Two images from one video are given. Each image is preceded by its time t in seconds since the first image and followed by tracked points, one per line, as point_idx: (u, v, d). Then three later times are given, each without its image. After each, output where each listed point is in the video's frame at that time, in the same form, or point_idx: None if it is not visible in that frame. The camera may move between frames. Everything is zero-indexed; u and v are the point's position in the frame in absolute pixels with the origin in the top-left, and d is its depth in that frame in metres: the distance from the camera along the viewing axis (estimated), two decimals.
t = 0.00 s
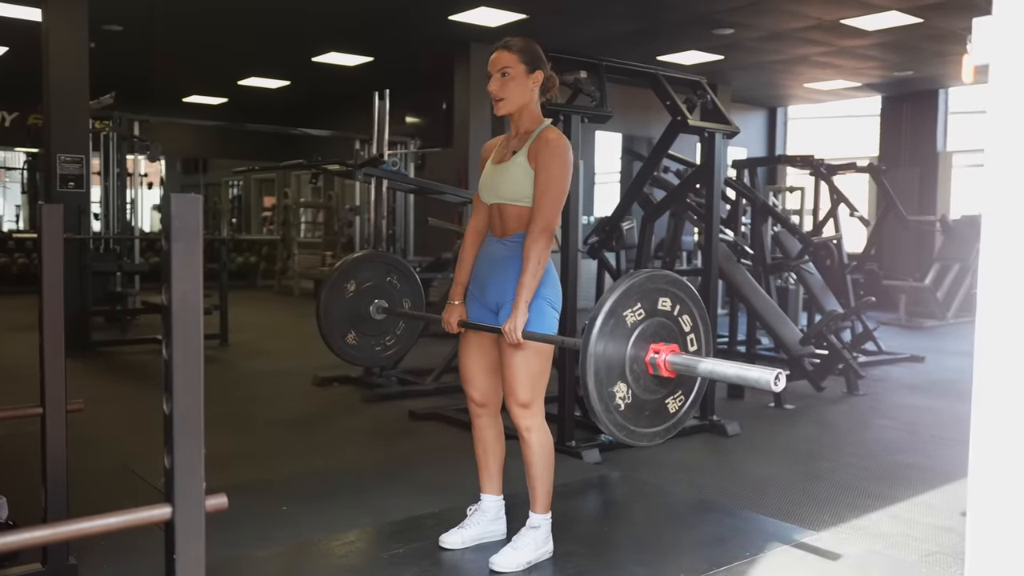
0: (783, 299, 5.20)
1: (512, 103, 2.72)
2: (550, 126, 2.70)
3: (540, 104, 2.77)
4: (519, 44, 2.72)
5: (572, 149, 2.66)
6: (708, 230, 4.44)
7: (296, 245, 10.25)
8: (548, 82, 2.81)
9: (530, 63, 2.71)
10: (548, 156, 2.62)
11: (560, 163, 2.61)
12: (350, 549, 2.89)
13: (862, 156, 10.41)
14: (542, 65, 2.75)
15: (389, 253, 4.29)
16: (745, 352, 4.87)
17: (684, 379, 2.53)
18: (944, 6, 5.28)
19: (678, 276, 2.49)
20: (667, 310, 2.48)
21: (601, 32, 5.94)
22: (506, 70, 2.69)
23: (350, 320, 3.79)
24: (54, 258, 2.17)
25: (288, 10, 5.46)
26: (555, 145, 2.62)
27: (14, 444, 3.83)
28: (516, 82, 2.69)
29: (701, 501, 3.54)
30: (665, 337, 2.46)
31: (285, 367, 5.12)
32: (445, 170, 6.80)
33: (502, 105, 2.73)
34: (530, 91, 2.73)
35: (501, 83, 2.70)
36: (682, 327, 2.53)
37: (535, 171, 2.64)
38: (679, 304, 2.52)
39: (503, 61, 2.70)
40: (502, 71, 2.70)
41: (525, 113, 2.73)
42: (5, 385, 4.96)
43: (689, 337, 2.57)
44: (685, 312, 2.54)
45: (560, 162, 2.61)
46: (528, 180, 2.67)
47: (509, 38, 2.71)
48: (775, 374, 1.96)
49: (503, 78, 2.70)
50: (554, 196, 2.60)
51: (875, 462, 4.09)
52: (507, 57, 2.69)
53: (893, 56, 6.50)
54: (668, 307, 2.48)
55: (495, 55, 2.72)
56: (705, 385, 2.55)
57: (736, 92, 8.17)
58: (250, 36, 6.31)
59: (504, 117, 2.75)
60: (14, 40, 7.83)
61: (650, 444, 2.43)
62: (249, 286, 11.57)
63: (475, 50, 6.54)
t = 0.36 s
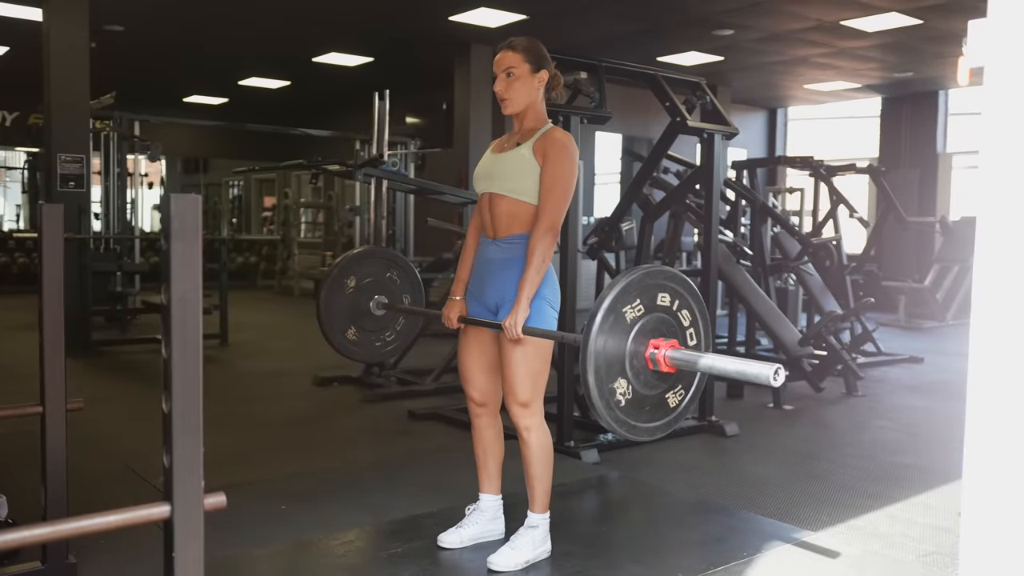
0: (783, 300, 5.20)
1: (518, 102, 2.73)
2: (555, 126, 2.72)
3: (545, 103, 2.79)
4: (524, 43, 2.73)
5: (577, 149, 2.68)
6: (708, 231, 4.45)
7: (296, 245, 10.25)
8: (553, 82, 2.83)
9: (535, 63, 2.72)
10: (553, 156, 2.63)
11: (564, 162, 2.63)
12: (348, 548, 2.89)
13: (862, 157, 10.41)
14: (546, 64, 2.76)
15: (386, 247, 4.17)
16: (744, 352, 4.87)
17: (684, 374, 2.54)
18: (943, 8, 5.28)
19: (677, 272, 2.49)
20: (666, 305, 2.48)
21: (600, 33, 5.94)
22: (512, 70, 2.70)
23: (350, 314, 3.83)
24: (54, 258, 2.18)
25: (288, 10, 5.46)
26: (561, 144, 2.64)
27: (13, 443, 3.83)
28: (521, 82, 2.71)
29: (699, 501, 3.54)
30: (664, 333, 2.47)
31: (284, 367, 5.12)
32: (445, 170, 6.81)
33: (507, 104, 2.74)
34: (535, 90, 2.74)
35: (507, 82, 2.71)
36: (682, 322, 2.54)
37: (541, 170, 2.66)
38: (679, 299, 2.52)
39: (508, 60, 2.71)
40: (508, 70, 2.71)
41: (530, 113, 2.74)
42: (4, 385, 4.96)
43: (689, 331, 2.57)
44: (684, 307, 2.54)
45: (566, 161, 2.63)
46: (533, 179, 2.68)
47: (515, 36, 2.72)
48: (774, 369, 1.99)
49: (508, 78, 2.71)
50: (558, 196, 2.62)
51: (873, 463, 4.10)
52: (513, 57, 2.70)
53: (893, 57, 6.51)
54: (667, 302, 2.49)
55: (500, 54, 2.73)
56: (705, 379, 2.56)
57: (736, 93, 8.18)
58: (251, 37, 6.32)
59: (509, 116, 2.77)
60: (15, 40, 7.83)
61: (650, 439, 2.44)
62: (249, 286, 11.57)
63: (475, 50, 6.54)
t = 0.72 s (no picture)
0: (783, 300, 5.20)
1: (518, 104, 2.74)
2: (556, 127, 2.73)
3: (545, 104, 2.79)
4: (523, 45, 2.72)
5: (577, 150, 2.69)
6: (708, 231, 4.46)
7: (297, 245, 10.26)
8: (553, 82, 2.83)
9: (534, 65, 2.72)
10: (554, 158, 2.65)
11: (565, 164, 2.64)
12: (348, 547, 2.90)
13: (862, 158, 10.41)
14: (545, 64, 2.76)
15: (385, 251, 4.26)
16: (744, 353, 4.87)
17: (685, 376, 2.55)
18: (943, 8, 5.29)
19: (677, 274, 2.50)
20: (666, 308, 2.49)
21: (601, 33, 5.95)
22: (512, 73, 2.70)
23: (351, 317, 3.81)
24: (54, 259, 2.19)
25: (289, 10, 5.46)
26: (561, 146, 2.65)
27: (14, 442, 3.84)
28: (521, 84, 2.71)
29: (699, 501, 3.55)
30: (665, 336, 2.48)
31: (285, 367, 5.13)
32: (445, 170, 6.81)
33: (508, 107, 2.75)
34: (535, 93, 2.75)
35: (506, 85, 2.72)
36: (682, 324, 2.54)
37: (541, 172, 2.67)
38: (679, 301, 2.53)
39: (507, 63, 2.70)
40: (507, 73, 2.71)
41: (531, 114, 2.75)
42: (5, 384, 4.96)
43: (689, 334, 2.58)
44: (684, 309, 2.54)
45: (567, 163, 2.64)
46: (533, 181, 2.69)
47: (513, 38, 2.72)
48: (775, 373, 2.00)
49: (508, 81, 2.71)
50: (559, 198, 2.63)
51: (873, 464, 4.10)
52: (511, 59, 2.70)
53: (893, 58, 6.51)
54: (668, 305, 2.49)
55: (498, 57, 2.72)
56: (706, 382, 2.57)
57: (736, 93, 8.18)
58: (251, 37, 6.32)
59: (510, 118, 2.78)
60: (16, 40, 7.84)
61: (652, 442, 2.45)
62: (250, 286, 11.56)
63: (475, 51, 6.55)
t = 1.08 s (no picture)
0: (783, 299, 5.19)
1: (521, 105, 2.75)
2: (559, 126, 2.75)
3: (547, 103, 2.80)
4: (524, 45, 2.72)
5: (581, 149, 2.71)
6: (708, 229, 4.46)
7: (297, 242, 10.26)
8: (554, 81, 2.84)
9: (536, 65, 2.72)
10: (558, 157, 2.67)
11: (569, 163, 2.66)
12: (347, 545, 2.90)
13: (862, 157, 10.41)
14: (546, 64, 2.76)
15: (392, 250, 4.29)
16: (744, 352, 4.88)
17: (689, 371, 2.56)
18: (944, 7, 5.28)
19: (679, 270, 2.50)
20: (669, 304, 2.50)
21: (602, 31, 5.94)
22: (514, 74, 2.70)
23: (357, 316, 3.88)
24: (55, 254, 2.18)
25: (289, 8, 5.45)
26: (566, 145, 2.67)
27: (14, 438, 3.84)
28: (523, 86, 2.71)
29: (698, 499, 3.55)
30: (667, 331, 2.49)
31: (284, 364, 5.12)
32: (446, 168, 6.80)
33: (511, 108, 2.76)
34: (538, 92, 2.76)
35: (509, 86, 2.72)
36: (685, 319, 2.55)
37: (545, 170, 2.69)
38: (681, 297, 2.53)
39: (509, 64, 2.70)
40: (509, 74, 2.71)
41: (534, 115, 2.76)
42: (5, 381, 4.96)
43: (692, 328, 2.58)
44: (687, 304, 2.55)
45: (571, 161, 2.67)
46: (537, 179, 2.71)
47: (515, 38, 2.72)
48: (777, 368, 2.03)
49: (510, 83, 2.71)
50: (564, 196, 2.66)
51: (873, 462, 4.11)
52: (513, 61, 2.69)
53: (894, 57, 6.51)
54: (670, 300, 2.50)
55: (499, 58, 2.72)
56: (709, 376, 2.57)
57: (736, 92, 8.17)
58: (252, 34, 6.31)
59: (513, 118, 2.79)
60: (15, 37, 7.83)
61: (659, 437, 2.47)
62: (249, 283, 11.55)
63: (476, 48, 6.54)
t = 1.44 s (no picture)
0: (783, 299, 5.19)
1: (526, 109, 2.76)
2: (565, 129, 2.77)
3: (553, 106, 2.82)
4: (526, 51, 2.70)
5: (586, 151, 2.73)
6: (708, 229, 4.47)
7: (297, 243, 10.27)
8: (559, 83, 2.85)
9: (539, 69, 2.72)
10: (564, 159, 2.69)
11: (574, 165, 2.69)
12: (349, 544, 2.91)
13: (862, 156, 10.40)
14: (549, 67, 2.77)
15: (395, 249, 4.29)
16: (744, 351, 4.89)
17: (694, 369, 2.57)
18: (943, 7, 5.29)
19: (683, 269, 2.52)
20: (674, 303, 2.51)
21: (602, 31, 5.94)
22: (518, 80, 2.71)
23: (361, 316, 3.91)
24: (59, 256, 2.20)
25: (288, 8, 5.45)
26: (571, 146, 2.70)
27: (15, 438, 3.84)
28: (528, 92, 2.72)
29: (699, 498, 3.55)
30: (672, 331, 2.50)
31: (285, 364, 5.12)
32: (446, 168, 6.80)
33: (517, 112, 2.77)
34: (542, 96, 2.77)
35: (513, 92, 2.73)
36: (690, 318, 2.56)
37: (551, 172, 2.72)
38: (686, 296, 2.55)
39: (512, 71, 2.70)
40: (513, 81, 2.71)
41: (540, 118, 2.78)
42: (6, 381, 4.96)
43: (697, 327, 2.59)
44: (691, 304, 2.56)
45: (577, 162, 2.70)
46: (543, 181, 2.73)
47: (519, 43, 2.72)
48: (782, 367, 2.07)
49: (515, 91, 2.72)
50: (569, 198, 2.68)
51: (872, 462, 4.11)
52: (515, 68, 2.70)
53: (894, 57, 6.51)
54: (675, 300, 2.51)
55: (501, 68, 2.72)
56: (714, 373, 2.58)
57: (736, 92, 8.18)
58: (251, 34, 6.31)
59: (520, 122, 2.80)
60: (15, 38, 7.83)
61: (666, 435, 2.48)
62: (249, 283, 11.56)
63: (475, 48, 6.54)
